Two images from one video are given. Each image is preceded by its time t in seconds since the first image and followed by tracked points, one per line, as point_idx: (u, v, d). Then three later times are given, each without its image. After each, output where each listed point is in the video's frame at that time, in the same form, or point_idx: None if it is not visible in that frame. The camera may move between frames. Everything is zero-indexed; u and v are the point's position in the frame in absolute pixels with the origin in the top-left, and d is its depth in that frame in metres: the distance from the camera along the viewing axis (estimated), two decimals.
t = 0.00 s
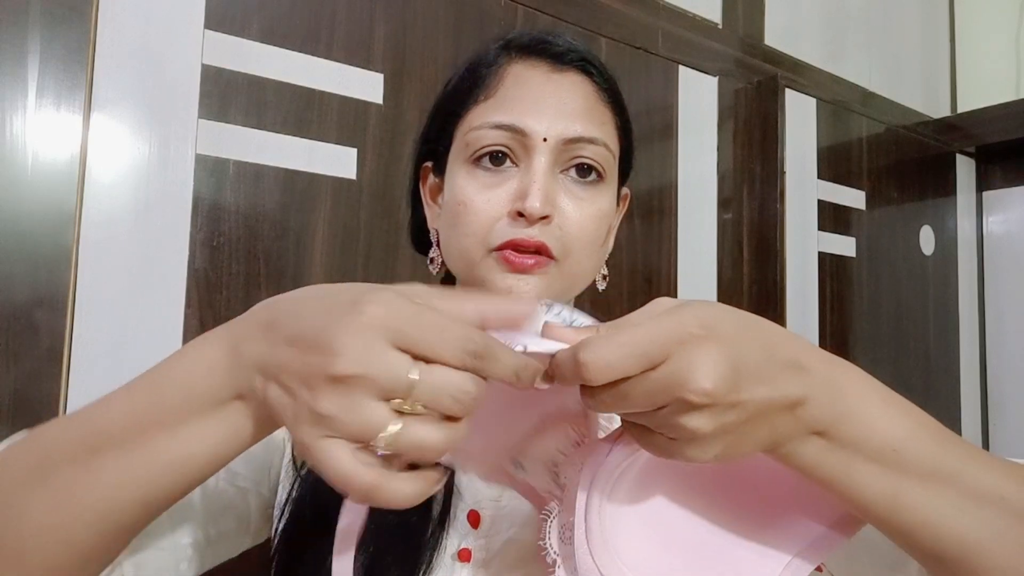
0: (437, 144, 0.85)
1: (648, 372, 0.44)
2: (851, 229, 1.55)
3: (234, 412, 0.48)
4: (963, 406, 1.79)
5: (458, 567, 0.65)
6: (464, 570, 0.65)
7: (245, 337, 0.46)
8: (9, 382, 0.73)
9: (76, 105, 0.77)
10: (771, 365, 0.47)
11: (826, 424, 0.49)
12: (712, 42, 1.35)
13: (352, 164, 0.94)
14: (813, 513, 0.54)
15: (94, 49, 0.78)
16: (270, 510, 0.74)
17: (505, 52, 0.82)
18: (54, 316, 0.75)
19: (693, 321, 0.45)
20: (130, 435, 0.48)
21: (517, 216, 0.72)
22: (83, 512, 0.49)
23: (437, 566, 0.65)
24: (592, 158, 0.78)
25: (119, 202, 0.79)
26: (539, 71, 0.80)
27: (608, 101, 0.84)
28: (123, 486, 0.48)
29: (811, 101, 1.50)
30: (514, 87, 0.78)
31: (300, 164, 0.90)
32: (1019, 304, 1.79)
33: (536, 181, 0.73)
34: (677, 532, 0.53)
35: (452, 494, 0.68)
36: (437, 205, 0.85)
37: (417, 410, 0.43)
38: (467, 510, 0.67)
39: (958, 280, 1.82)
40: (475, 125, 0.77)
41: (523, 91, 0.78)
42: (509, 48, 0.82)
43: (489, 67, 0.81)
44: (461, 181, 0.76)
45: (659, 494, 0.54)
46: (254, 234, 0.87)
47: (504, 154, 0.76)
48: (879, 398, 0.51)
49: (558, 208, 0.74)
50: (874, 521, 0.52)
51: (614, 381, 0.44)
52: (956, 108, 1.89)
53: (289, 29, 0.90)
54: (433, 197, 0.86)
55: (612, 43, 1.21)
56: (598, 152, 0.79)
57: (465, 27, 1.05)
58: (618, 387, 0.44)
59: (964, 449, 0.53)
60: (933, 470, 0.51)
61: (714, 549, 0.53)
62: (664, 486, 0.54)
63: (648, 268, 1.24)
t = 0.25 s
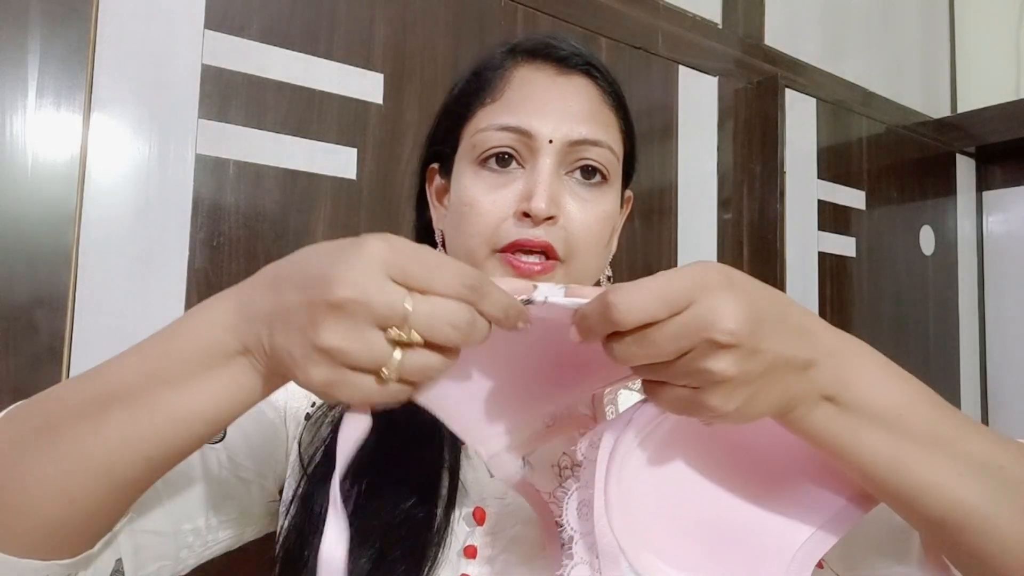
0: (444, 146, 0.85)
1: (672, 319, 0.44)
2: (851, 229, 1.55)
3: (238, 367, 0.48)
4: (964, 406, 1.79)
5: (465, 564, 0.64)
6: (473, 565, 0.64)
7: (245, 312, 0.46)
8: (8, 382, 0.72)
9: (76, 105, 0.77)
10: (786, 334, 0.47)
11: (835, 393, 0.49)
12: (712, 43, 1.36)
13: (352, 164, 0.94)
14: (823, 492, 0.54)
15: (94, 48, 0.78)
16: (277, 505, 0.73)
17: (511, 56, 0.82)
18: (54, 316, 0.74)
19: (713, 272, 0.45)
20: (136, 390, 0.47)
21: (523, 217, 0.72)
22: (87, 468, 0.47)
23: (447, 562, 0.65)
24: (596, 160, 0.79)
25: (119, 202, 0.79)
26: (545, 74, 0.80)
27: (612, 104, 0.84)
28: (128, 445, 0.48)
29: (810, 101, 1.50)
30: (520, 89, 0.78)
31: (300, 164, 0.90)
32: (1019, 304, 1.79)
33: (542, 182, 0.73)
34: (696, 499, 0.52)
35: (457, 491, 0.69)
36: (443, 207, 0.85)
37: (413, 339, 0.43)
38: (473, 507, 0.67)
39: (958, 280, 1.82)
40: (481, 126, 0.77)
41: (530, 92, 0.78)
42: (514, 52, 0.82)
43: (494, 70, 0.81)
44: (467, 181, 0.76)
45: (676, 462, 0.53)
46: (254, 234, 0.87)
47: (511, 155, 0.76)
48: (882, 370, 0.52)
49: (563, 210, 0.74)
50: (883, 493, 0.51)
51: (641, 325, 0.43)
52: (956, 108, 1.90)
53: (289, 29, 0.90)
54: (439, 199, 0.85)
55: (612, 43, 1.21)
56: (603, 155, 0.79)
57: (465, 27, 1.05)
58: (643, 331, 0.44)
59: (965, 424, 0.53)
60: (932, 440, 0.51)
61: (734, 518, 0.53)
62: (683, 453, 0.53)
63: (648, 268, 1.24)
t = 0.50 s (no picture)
0: (448, 146, 0.85)
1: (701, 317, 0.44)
2: (851, 229, 1.55)
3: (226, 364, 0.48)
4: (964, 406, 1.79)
5: (466, 561, 0.64)
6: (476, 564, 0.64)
7: (233, 304, 0.47)
8: (9, 382, 0.72)
9: (76, 105, 0.77)
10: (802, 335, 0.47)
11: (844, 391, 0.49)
12: (712, 43, 1.35)
13: (352, 164, 0.94)
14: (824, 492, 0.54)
15: (94, 48, 0.78)
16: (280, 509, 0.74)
17: (517, 58, 0.82)
18: (54, 316, 0.74)
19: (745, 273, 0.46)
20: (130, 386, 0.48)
21: (528, 217, 0.72)
22: (81, 466, 0.47)
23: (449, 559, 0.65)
24: (600, 162, 0.79)
25: (119, 202, 0.79)
26: (551, 77, 0.80)
27: (616, 107, 0.84)
28: (118, 445, 0.48)
29: (810, 101, 1.50)
30: (527, 91, 0.78)
31: (300, 164, 0.90)
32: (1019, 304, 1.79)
33: (547, 182, 0.73)
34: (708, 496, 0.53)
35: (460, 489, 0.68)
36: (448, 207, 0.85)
37: (382, 332, 0.43)
38: (475, 505, 0.67)
39: (958, 279, 1.82)
40: (488, 127, 0.77)
41: (537, 94, 0.78)
42: (521, 55, 0.82)
43: (500, 73, 0.82)
44: (473, 182, 0.76)
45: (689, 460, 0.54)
46: (254, 234, 0.87)
47: (516, 156, 0.76)
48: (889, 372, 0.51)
49: (567, 211, 0.74)
50: (891, 496, 0.51)
51: (667, 321, 0.43)
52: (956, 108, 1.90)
53: (289, 29, 0.90)
54: (444, 199, 0.85)
55: (612, 43, 1.21)
56: (608, 158, 0.79)
57: (465, 28, 1.05)
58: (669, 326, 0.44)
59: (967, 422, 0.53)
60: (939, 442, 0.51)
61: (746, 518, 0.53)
62: (696, 451, 0.54)
63: (648, 268, 1.24)
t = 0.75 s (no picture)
0: (451, 148, 0.85)
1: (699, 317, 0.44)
2: (851, 229, 1.55)
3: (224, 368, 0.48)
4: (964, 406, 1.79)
5: (467, 560, 0.64)
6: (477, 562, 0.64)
7: (230, 307, 0.47)
8: (9, 382, 0.72)
9: (76, 105, 0.77)
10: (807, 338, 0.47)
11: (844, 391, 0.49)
12: (712, 43, 1.35)
13: (352, 164, 0.94)
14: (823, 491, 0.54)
15: (94, 48, 0.78)
16: (284, 509, 0.74)
17: (518, 60, 0.82)
18: (54, 316, 0.74)
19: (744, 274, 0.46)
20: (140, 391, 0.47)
21: (528, 217, 0.72)
22: (82, 472, 0.48)
23: (451, 558, 0.65)
24: (601, 162, 0.79)
25: (119, 202, 0.79)
26: (551, 79, 0.80)
27: (617, 108, 0.84)
28: (117, 448, 0.48)
29: (810, 101, 1.50)
30: (528, 92, 0.78)
31: (300, 164, 0.90)
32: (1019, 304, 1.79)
33: (548, 182, 0.73)
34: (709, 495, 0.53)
35: (461, 487, 0.69)
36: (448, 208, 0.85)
37: (372, 327, 0.43)
38: (476, 503, 0.67)
39: (958, 280, 1.82)
40: (489, 128, 0.77)
41: (538, 95, 0.78)
42: (521, 57, 0.82)
43: (501, 74, 0.81)
44: (473, 183, 0.76)
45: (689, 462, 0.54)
46: (254, 234, 0.87)
47: (516, 157, 0.76)
48: (889, 373, 0.51)
49: (567, 211, 0.74)
50: (890, 497, 0.52)
51: (667, 322, 0.43)
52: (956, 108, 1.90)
53: (289, 29, 0.90)
54: (444, 200, 0.86)
55: (612, 43, 1.21)
56: (609, 158, 0.79)
57: (465, 28, 1.05)
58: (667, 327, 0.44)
59: (966, 424, 0.53)
60: (939, 446, 0.51)
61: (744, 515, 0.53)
62: (697, 452, 0.54)
63: (648, 268, 1.24)
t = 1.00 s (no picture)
0: (452, 150, 0.85)
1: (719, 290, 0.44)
2: (851, 229, 1.55)
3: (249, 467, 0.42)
4: (964, 405, 1.79)
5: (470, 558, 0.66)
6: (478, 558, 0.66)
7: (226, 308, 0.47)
8: (9, 383, 0.72)
9: (76, 105, 0.77)
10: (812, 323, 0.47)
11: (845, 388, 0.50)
12: (712, 42, 1.35)
13: (352, 164, 0.94)
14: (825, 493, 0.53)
15: (94, 48, 0.78)
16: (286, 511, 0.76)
17: (517, 63, 0.83)
18: (54, 317, 0.74)
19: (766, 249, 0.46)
20: (155, 500, 0.41)
21: (527, 215, 0.72)
22: None
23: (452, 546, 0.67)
24: (599, 162, 0.79)
25: (119, 202, 0.79)
26: (549, 80, 0.81)
27: (617, 108, 0.84)
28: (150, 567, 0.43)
29: (810, 101, 1.50)
30: (527, 94, 0.79)
31: (300, 164, 0.90)
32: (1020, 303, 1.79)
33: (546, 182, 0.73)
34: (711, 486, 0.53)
35: (461, 484, 0.71)
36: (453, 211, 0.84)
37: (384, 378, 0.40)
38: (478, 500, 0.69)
39: (958, 280, 1.82)
40: (489, 129, 0.78)
41: (538, 96, 0.78)
42: (520, 60, 0.83)
43: (501, 76, 0.82)
44: (473, 183, 0.76)
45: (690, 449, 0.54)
46: (255, 234, 0.87)
47: (516, 157, 0.76)
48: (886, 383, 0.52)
49: (566, 210, 0.74)
50: (887, 506, 0.52)
51: (698, 272, 0.43)
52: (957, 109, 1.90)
53: (289, 29, 0.90)
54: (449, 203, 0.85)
55: (612, 43, 1.21)
56: (607, 157, 0.79)
57: (465, 28, 1.05)
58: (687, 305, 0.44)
59: (959, 438, 0.54)
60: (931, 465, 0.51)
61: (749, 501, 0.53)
62: (703, 439, 0.54)
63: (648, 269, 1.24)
